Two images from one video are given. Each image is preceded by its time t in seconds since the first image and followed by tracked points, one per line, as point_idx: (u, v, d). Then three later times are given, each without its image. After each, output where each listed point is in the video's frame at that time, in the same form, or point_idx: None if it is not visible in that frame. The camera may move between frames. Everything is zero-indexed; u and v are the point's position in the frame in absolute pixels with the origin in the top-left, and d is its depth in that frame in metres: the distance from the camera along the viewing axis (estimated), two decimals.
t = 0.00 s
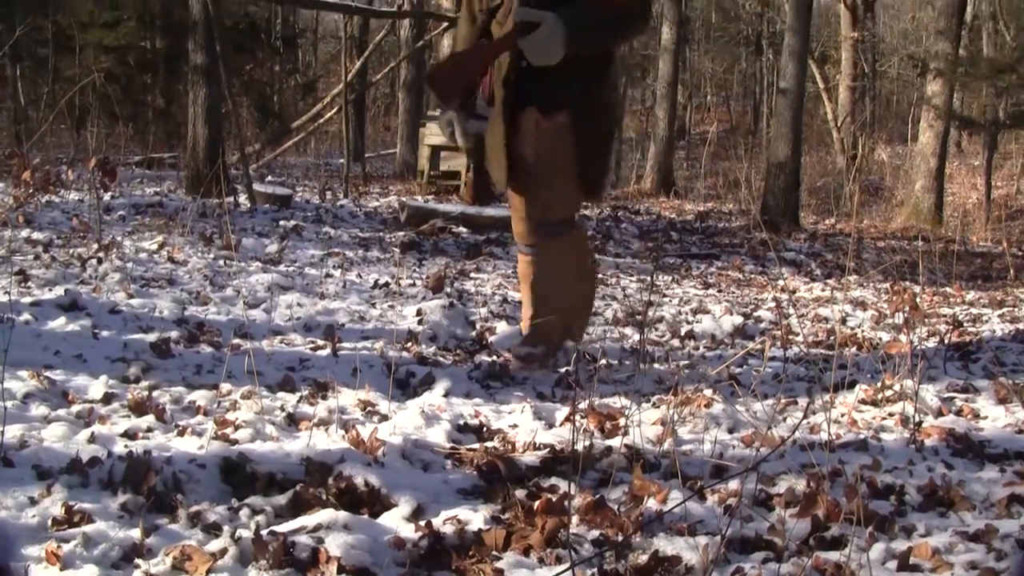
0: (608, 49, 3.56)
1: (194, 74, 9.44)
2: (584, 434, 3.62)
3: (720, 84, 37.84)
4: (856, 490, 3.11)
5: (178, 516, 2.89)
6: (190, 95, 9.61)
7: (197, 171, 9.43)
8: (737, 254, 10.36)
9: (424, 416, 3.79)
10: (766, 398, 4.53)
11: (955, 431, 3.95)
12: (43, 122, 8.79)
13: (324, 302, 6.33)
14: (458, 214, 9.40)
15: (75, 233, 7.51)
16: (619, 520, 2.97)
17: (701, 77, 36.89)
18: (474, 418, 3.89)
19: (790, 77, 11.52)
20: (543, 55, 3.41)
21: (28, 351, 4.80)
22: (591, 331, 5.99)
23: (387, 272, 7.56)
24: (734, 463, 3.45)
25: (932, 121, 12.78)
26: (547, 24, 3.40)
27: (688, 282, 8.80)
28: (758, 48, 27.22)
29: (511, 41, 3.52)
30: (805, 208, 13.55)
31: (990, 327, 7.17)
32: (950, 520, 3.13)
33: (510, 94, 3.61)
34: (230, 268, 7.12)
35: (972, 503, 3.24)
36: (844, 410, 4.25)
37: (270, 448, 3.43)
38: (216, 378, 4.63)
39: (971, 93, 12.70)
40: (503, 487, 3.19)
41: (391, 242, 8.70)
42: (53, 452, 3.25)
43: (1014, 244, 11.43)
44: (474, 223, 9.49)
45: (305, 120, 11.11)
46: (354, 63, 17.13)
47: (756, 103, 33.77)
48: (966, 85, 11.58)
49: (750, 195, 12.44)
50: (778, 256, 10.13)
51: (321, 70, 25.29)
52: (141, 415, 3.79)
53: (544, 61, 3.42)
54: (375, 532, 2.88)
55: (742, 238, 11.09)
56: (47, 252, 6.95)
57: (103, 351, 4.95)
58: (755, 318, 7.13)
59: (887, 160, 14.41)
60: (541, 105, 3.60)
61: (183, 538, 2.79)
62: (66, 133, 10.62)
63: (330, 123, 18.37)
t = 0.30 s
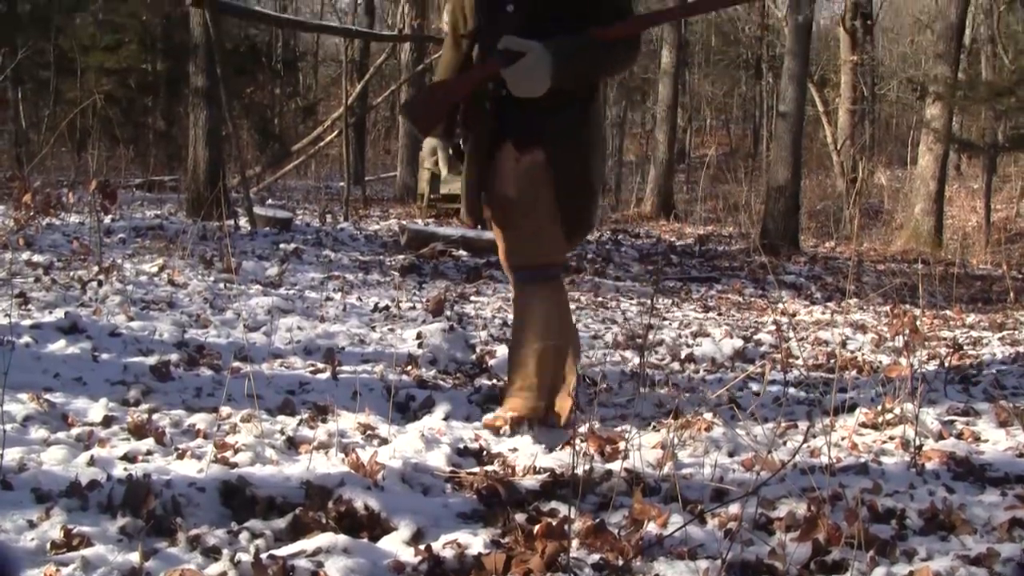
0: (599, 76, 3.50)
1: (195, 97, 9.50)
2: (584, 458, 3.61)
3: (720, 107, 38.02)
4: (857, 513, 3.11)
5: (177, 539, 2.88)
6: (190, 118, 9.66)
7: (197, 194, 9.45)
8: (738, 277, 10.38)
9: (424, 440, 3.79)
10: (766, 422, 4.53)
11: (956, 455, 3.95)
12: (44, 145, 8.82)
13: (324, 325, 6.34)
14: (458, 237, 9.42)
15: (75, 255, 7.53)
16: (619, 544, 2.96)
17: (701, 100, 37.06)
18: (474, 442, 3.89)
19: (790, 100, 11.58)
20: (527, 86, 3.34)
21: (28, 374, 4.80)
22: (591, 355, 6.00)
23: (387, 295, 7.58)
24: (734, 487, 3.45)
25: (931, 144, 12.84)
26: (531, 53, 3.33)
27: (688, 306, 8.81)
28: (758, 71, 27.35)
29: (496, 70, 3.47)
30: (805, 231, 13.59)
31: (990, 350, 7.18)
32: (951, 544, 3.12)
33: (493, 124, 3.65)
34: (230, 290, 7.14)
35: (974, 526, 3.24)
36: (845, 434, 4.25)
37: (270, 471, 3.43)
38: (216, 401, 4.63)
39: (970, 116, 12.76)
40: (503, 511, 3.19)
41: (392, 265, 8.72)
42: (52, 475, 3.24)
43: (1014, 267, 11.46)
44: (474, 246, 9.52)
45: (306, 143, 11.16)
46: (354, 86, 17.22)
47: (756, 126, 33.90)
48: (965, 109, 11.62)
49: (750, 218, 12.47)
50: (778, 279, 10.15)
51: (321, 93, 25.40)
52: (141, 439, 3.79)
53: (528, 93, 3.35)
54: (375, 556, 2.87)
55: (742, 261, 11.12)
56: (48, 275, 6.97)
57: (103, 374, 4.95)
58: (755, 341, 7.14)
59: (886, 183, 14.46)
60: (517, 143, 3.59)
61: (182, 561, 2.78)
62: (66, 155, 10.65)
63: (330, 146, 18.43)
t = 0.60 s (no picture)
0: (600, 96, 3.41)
1: (196, 125, 9.54)
2: (583, 486, 3.60)
3: (720, 136, 38.19)
4: (857, 544, 3.10)
5: (175, 569, 2.87)
6: (191, 146, 9.69)
7: (197, 222, 9.46)
8: (737, 305, 10.38)
9: (423, 469, 3.78)
10: (766, 451, 4.52)
11: (957, 483, 3.93)
12: (44, 173, 8.84)
13: (324, 353, 6.34)
14: (458, 266, 9.45)
15: (75, 282, 7.54)
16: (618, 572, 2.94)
17: (701, 129, 37.23)
18: (473, 471, 3.88)
19: (788, 128, 11.64)
20: (524, 109, 3.29)
21: (26, 402, 4.79)
22: (591, 384, 5.99)
23: (387, 323, 7.58)
24: (734, 517, 3.44)
25: (930, 172, 12.90)
26: (527, 72, 3.29)
27: (687, 334, 8.81)
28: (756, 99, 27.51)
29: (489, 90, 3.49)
30: (805, 260, 13.62)
31: (991, 378, 7.17)
32: (952, 573, 3.10)
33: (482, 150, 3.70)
34: (230, 318, 7.14)
35: (975, 556, 3.22)
36: (845, 462, 4.24)
37: (268, 500, 3.41)
38: (215, 429, 4.63)
39: (968, 144, 12.82)
40: (502, 541, 3.17)
41: (391, 293, 8.73)
42: (49, 504, 3.23)
43: (1014, 294, 11.47)
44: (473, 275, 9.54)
45: (306, 171, 11.21)
46: (355, 115, 17.31)
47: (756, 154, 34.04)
48: (963, 137, 11.68)
49: (749, 247, 12.49)
50: (778, 308, 10.15)
51: (322, 121, 25.51)
52: (139, 467, 3.77)
53: (526, 116, 3.29)
54: None
55: (742, 289, 11.14)
56: (47, 302, 6.97)
57: (102, 402, 4.94)
58: (755, 370, 7.14)
59: (886, 212, 14.51)
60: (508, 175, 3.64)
61: None
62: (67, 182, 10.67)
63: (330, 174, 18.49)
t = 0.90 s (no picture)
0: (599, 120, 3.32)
1: (198, 164, 9.60)
2: (583, 529, 3.57)
3: (720, 176, 38.38)
4: None
5: None
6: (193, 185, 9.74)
7: (198, 262, 9.47)
8: (738, 346, 10.37)
9: (422, 512, 3.75)
10: (768, 493, 4.50)
11: (961, 526, 3.91)
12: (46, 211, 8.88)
13: (324, 395, 6.32)
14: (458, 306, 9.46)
15: (75, 321, 7.54)
16: None
17: (702, 168, 37.42)
18: (474, 514, 3.85)
19: (788, 169, 11.70)
20: (529, 138, 3.15)
21: (24, 442, 4.77)
22: (592, 425, 5.97)
23: (387, 364, 7.57)
24: (736, 560, 3.40)
25: (929, 212, 12.94)
26: (527, 98, 3.18)
27: (688, 375, 8.80)
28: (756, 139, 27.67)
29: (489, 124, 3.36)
30: (805, 300, 13.63)
31: (993, 418, 7.14)
32: None
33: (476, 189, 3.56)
34: (230, 359, 7.14)
35: None
36: (847, 505, 4.21)
37: (267, 543, 3.39)
38: (214, 471, 4.60)
39: (968, 184, 12.87)
40: None
41: (391, 334, 8.72)
42: (45, 545, 3.20)
43: (1016, 333, 11.45)
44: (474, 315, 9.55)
45: (307, 211, 11.23)
46: (356, 154, 17.41)
47: (757, 192, 34.16)
48: (962, 176, 11.74)
49: (749, 286, 12.50)
50: (778, 348, 10.14)
51: (323, 160, 25.65)
52: (137, 508, 3.75)
53: (531, 144, 3.15)
54: None
55: (742, 329, 11.13)
56: (47, 341, 6.97)
57: (100, 442, 4.92)
58: (756, 411, 7.11)
59: (886, 252, 14.54)
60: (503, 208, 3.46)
61: None
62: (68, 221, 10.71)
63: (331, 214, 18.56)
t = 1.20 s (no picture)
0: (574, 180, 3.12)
1: (197, 221, 9.62)
2: None
3: (719, 234, 38.54)
4: None
5: None
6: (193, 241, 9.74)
7: (197, 318, 9.44)
8: (738, 404, 10.30)
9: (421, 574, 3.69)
10: (769, 554, 4.43)
11: None
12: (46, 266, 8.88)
13: (321, 453, 6.26)
14: (457, 364, 9.43)
15: (73, 378, 7.49)
16: None
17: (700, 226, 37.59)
18: None
19: (786, 226, 11.76)
20: (509, 203, 2.92)
21: (18, 500, 4.69)
22: (591, 485, 5.90)
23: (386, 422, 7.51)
24: None
25: (928, 268, 12.97)
26: (501, 162, 2.94)
27: (688, 434, 8.73)
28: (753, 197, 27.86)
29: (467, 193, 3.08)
30: (806, 356, 13.59)
31: (995, 477, 7.07)
32: None
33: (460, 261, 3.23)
34: (228, 417, 7.08)
35: None
36: (849, 565, 4.15)
37: None
38: (211, 530, 4.53)
39: (966, 241, 12.91)
40: None
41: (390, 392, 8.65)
42: None
43: (1017, 390, 11.40)
44: (473, 374, 9.50)
45: (307, 268, 11.20)
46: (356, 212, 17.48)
47: (756, 250, 34.29)
48: (961, 232, 11.84)
49: (749, 343, 12.47)
50: (778, 406, 10.08)
51: (323, 218, 25.77)
52: (131, 568, 3.68)
53: (510, 211, 2.93)
54: None
55: (742, 387, 11.07)
56: (44, 398, 6.92)
57: (96, 501, 4.84)
58: (757, 470, 7.05)
59: (885, 309, 14.53)
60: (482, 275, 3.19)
61: None
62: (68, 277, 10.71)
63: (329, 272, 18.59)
